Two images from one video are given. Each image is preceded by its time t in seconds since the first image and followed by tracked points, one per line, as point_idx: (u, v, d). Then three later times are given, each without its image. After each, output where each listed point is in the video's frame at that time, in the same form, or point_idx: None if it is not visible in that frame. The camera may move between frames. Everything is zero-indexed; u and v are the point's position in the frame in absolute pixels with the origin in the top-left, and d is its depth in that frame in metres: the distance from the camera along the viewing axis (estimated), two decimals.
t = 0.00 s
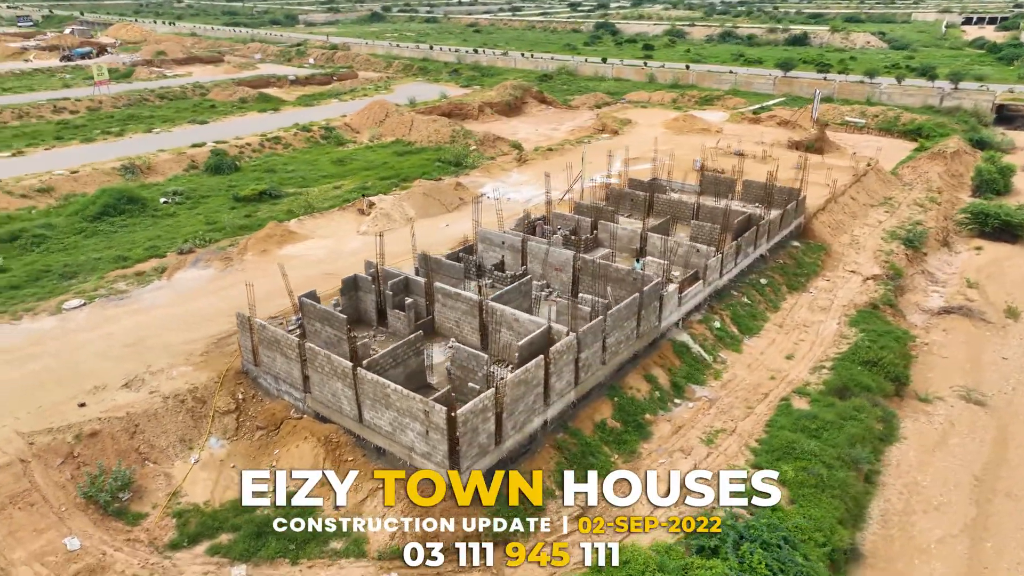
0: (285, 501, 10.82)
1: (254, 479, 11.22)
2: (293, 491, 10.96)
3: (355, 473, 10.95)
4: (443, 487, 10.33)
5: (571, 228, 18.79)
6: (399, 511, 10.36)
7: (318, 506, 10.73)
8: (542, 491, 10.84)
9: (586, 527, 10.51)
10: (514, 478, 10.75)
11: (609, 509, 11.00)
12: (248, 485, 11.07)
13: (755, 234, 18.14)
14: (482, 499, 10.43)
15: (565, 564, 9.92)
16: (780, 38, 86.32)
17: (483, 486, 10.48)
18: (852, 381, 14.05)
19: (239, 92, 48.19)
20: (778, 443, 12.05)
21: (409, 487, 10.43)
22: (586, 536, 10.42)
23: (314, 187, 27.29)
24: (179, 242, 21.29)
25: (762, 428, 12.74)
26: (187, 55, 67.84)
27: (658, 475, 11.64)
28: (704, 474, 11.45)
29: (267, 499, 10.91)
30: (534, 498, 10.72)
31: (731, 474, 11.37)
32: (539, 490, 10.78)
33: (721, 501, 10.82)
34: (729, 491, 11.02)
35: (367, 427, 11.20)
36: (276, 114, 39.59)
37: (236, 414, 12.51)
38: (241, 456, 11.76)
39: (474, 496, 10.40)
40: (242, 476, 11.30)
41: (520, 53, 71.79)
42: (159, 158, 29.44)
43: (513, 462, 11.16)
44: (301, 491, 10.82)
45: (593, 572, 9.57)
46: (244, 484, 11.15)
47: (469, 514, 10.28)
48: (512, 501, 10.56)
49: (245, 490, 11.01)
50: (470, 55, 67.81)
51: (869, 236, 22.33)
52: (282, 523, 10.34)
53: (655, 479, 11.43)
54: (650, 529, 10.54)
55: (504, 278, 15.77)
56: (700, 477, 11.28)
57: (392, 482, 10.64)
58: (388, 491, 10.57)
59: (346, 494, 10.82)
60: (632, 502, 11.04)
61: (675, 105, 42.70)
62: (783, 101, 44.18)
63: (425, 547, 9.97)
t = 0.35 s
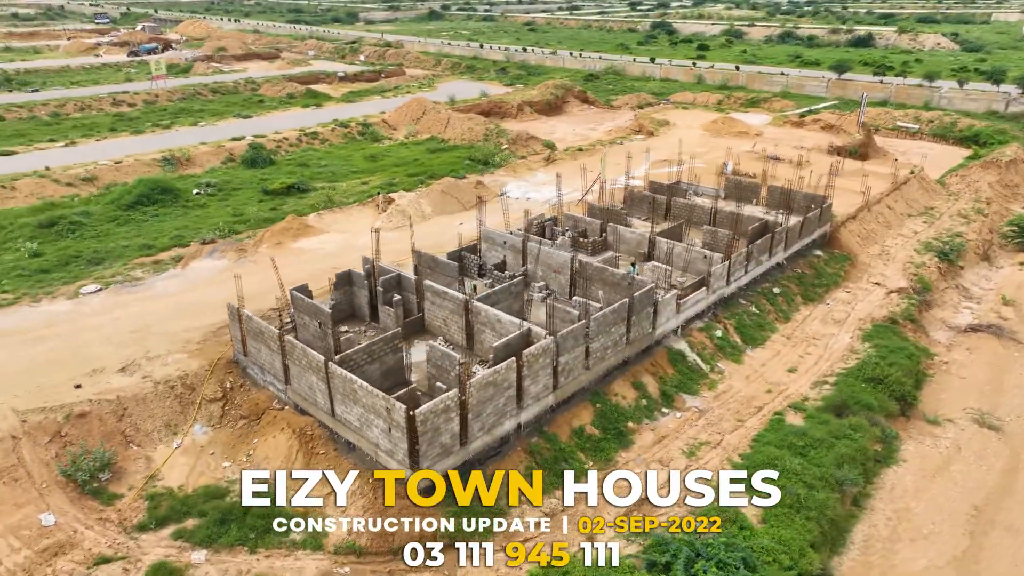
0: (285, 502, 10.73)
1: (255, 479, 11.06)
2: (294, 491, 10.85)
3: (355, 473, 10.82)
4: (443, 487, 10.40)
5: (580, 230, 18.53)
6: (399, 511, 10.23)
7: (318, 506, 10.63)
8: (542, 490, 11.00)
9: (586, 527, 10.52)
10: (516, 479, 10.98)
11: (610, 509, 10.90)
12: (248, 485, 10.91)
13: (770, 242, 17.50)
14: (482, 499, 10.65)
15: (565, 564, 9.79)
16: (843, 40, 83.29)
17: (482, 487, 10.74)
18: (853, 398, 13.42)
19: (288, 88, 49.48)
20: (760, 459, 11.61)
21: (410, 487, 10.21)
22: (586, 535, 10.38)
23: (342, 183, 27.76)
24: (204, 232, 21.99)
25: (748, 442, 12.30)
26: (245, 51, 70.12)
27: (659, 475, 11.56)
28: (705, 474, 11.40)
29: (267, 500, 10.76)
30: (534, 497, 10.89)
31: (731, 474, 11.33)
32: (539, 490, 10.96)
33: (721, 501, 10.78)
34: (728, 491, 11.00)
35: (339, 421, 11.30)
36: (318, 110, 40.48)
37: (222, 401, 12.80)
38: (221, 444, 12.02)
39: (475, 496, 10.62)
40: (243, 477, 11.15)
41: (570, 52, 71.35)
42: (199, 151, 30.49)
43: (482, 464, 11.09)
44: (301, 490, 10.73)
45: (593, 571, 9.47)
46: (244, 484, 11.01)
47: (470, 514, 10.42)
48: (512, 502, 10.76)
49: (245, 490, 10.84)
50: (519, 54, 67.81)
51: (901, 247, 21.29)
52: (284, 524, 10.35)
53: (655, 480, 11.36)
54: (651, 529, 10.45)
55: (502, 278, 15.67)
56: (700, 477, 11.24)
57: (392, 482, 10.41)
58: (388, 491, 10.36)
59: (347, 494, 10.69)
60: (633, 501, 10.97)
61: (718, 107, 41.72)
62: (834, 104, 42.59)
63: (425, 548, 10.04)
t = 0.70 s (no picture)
0: (285, 501, 10.70)
1: (255, 479, 11.05)
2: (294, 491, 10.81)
3: (355, 472, 10.70)
4: (442, 487, 10.68)
5: (591, 232, 18.30)
6: (399, 511, 10.32)
7: (317, 506, 10.51)
8: (542, 491, 11.07)
9: (586, 528, 10.48)
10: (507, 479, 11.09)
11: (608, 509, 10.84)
12: (247, 484, 10.91)
13: (784, 250, 16.86)
14: (482, 499, 10.81)
15: (565, 564, 9.77)
16: (914, 40, 79.62)
17: (483, 487, 10.93)
18: (849, 416, 12.84)
19: (337, 84, 50.64)
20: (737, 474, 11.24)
21: (410, 489, 10.49)
22: (585, 535, 10.34)
23: (372, 178, 28.21)
24: (230, 222, 22.71)
25: (730, 457, 11.91)
26: (304, 47, 72.13)
27: (659, 475, 11.51)
28: (704, 474, 11.35)
29: (267, 499, 10.78)
30: (534, 497, 10.95)
31: (730, 474, 11.26)
32: (538, 490, 11.05)
33: (721, 501, 10.72)
34: (728, 491, 10.94)
35: (313, 413, 11.48)
36: (362, 106, 41.26)
37: (214, 388, 13.17)
38: (207, 429, 12.35)
39: (475, 497, 10.83)
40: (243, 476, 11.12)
41: (624, 51, 70.52)
42: (240, 144, 31.53)
43: (450, 463, 11.09)
44: (301, 490, 10.69)
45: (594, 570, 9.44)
46: (245, 483, 10.98)
47: (469, 514, 10.60)
48: (512, 502, 10.82)
49: (245, 489, 10.85)
50: (570, 52, 67.47)
51: (935, 260, 20.22)
52: (285, 523, 10.31)
53: (655, 479, 11.31)
54: (650, 529, 10.39)
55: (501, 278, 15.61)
56: (699, 477, 11.18)
57: (392, 485, 10.37)
58: (387, 493, 10.38)
59: (346, 494, 10.56)
60: (632, 501, 10.92)
61: (765, 110, 40.53)
62: (891, 108, 40.77)
63: (424, 548, 10.09)
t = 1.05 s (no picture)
0: (285, 501, 10.60)
1: (256, 478, 11.05)
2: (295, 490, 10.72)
3: (355, 472, 10.53)
4: (443, 486, 10.95)
5: (600, 235, 18.11)
6: (399, 511, 10.54)
7: (317, 506, 10.47)
8: (542, 490, 11.16)
9: (586, 528, 10.47)
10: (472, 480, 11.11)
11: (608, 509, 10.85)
12: (247, 484, 10.92)
13: (796, 259, 16.30)
14: (482, 499, 10.98)
15: (565, 564, 9.79)
16: (994, 41, 75.43)
17: (482, 488, 11.10)
18: (841, 434, 12.34)
19: (386, 81, 51.61)
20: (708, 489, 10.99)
21: (410, 488, 10.75)
22: (585, 535, 10.36)
23: (402, 175, 28.63)
24: (258, 213, 23.43)
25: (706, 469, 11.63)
26: (362, 45, 73.78)
27: (658, 475, 11.53)
28: (704, 474, 11.36)
29: (267, 499, 10.76)
30: (534, 497, 11.04)
31: (730, 473, 11.29)
32: (539, 490, 11.13)
33: (721, 501, 10.76)
34: (728, 491, 10.98)
35: (290, 403, 11.77)
36: (405, 103, 41.88)
37: (209, 373, 13.64)
38: (197, 413, 12.77)
39: (475, 497, 11.01)
40: (244, 475, 11.12)
41: (680, 51, 69.35)
42: (282, 138, 32.49)
43: (419, 460, 11.21)
44: (301, 490, 10.58)
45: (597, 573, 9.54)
46: (244, 483, 10.97)
47: (469, 514, 10.75)
48: (512, 501, 10.93)
49: (245, 489, 10.87)
50: (624, 51, 66.78)
51: (969, 275, 19.18)
52: (283, 523, 10.31)
53: (655, 479, 11.34)
54: (650, 529, 10.40)
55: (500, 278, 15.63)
56: (699, 477, 11.20)
57: (392, 484, 10.73)
58: (387, 492, 10.66)
59: (346, 494, 10.54)
60: (632, 501, 10.95)
61: (815, 114, 39.22)
62: (953, 114, 38.81)
63: (425, 548, 10.12)
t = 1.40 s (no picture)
0: (285, 502, 10.65)
1: (256, 478, 11.00)
2: (294, 489, 10.79)
3: (355, 472, 10.90)
4: (442, 487, 11.15)
5: (609, 237, 17.97)
6: (399, 512, 10.76)
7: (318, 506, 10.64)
8: (541, 490, 11.22)
9: (586, 528, 10.41)
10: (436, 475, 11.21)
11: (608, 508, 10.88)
12: (247, 484, 10.88)
13: (805, 268, 15.79)
14: (482, 499, 11.10)
15: (565, 564, 9.77)
16: None
17: (482, 488, 11.26)
18: (826, 450, 11.93)
19: (434, 79, 52.32)
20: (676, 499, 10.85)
21: (410, 488, 10.98)
22: (586, 535, 10.31)
23: (433, 172, 29.04)
24: (287, 205, 24.18)
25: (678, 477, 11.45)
26: (418, 43, 75.03)
27: (658, 476, 11.59)
28: (704, 474, 11.41)
29: (267, 499, 10.74)
30: (534, 497, 11.09)
31: (730, 474, 11.39)
32: (539, 490, 11.20)
33: (721, 501, 10.82)
34: (728, 491, 11.05)
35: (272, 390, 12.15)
36: (449, 101, 42.40)
37: (209, 357, 14.19)
38: (192, 396, 13.27)
39: (475, 496, 11.16)
40: (244, 474, 11.07)
41: (737, 53, 67.81)
42: (322, 133, 33.40)
43: (389, 452, 11.41)
44: (301, 490, 10.69)
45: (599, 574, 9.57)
46: (244, 483, 10.92)
47: (468, 514, 10.86)
48: (512, 501, 11.02)
49: (245, 489, 10.84)
50: (679, 52, 65.72)
51: (1001, 292, 18.18)
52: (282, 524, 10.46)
53: (655, 480, 11.38)
54: (650, 529, 10.41)
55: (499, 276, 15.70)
56: (700, 477, 11.25)
57: (392, 483, 10.97)
58: (387, 491, 10.90)
59: (346, 494, 10.76)
60: (632, 501, 10.98)
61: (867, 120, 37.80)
62: (1019, 121, 36.70)
63: (424, 549, 10.07)
